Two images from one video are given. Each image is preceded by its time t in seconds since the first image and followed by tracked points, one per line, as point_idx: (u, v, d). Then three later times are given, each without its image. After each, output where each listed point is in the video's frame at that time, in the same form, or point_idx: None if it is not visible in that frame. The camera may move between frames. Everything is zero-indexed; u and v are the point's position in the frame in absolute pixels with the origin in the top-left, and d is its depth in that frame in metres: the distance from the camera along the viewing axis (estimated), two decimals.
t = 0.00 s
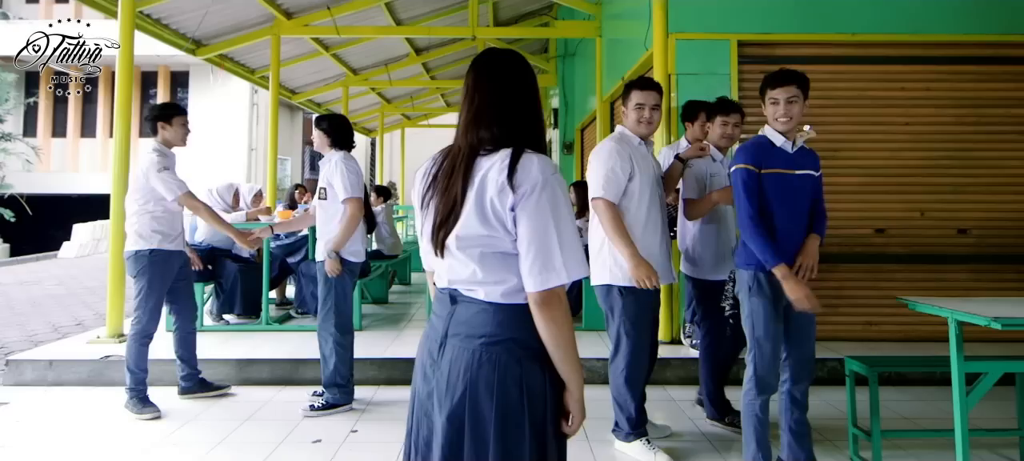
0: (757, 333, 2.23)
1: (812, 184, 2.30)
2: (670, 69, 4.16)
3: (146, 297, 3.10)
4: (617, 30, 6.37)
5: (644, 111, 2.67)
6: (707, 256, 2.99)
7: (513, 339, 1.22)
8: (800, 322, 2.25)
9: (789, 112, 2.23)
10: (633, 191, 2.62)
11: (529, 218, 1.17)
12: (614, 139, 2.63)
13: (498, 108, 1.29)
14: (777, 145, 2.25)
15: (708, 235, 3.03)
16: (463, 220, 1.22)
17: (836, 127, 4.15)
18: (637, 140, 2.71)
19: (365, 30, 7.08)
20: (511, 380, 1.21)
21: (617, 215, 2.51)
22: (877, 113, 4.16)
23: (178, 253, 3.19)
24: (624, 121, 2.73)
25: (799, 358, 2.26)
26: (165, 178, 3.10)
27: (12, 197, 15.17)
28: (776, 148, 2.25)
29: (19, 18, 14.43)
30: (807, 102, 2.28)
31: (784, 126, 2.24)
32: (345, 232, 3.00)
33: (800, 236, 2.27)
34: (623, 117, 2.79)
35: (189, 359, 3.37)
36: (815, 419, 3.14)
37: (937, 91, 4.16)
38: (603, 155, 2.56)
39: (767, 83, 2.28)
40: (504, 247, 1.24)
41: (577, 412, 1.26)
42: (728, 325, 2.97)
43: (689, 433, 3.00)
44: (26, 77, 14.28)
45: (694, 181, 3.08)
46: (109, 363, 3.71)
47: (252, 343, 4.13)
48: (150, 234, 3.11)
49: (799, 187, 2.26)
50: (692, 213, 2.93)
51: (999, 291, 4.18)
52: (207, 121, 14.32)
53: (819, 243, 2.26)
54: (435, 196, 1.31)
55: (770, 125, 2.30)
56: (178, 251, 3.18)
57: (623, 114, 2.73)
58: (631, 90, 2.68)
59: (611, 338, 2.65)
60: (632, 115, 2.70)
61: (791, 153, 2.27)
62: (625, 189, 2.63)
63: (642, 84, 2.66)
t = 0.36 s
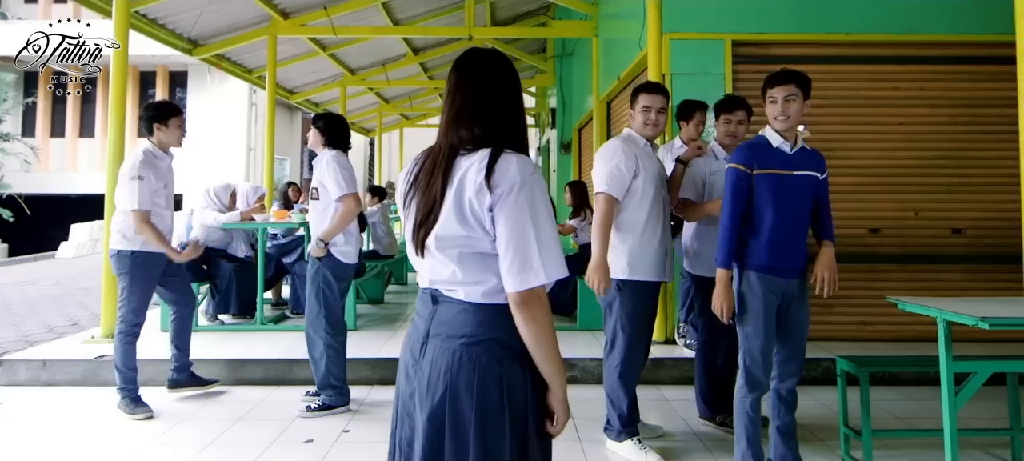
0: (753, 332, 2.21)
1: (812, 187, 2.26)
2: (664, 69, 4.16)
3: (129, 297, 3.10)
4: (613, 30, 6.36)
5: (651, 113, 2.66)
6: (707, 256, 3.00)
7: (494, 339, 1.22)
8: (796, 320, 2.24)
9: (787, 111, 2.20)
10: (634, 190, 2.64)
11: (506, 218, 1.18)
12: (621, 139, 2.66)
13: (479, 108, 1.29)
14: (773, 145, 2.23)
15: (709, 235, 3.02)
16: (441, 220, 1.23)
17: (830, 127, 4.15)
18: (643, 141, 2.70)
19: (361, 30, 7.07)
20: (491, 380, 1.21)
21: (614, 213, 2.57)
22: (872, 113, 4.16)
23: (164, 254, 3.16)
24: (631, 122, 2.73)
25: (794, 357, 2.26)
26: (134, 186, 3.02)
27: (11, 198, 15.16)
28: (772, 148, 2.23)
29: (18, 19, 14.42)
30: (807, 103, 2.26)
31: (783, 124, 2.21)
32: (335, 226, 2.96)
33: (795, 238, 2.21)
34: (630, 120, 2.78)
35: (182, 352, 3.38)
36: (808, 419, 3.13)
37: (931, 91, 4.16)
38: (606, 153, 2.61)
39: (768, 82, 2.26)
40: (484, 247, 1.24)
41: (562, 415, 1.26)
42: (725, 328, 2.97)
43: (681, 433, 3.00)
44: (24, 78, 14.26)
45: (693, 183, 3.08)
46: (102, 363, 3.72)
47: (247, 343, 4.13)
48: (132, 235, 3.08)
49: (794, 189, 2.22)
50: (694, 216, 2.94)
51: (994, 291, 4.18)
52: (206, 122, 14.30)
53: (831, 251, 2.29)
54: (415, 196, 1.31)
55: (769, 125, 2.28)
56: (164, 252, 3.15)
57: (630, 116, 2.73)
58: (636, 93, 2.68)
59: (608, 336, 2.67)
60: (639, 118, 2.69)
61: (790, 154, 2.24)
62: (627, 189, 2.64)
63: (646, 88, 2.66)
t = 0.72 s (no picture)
0: (733, 333, 2.22)
1: (799, 188, 2.25)
2: (660, 70, 4.15)
3: (138, 299, 3.09)
4: (610, 31, 6.36)
5: (655, 116, 2.66)
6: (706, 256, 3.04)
7: (479, 339, 1.22)
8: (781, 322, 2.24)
9: (774, 111, 2.20)
10: (635, 191, 2.65)
11: (487, 217, 1.17)
12: (625, 140, 2.67)
13: (465, 109, 1.29)
14: (761, 145, 2.23)
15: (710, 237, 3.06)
16: (426, 220, 1.24)
17: (826, 128, 4.15)
18: (646, 143, 2.71)
19: (359, 29, 7.06)
20: (478, 379, 1.21)
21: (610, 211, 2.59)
22: (869, 113, 4.16)
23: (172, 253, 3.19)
24: (636, 123, 2.74)
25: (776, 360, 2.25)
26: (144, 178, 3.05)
27: (10, 198, 15.16)
28: (760, 149, 2.22)
29: (18, 19, 14.43)
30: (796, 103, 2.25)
31: (771, 125, 2.22)
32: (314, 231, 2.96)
33: (779, 238, 2.21)
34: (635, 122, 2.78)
35: (165, 362, 3.37)
36: (802, 419, 3.13)
37: (928, 91, 4.16)
38: (610, 151, 2.63)
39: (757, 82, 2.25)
40: (468, 248, 1.24)
41: (561, 416, 1.24)
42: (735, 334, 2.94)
43: (675, 433, 3.00)
44: (23, 78, 14.26)
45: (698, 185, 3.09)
46: (98, 363, 3.72)
47: (242, 343, 4.13)
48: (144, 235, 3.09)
49: (779, 190, 2.22)
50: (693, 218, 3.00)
51: (990, 291, 4.18)
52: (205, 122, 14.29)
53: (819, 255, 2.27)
54: (403, 196, 1.33)
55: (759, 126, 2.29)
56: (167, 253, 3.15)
57: (635, 117, 2.73)
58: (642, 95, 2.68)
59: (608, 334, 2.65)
60: (644, 121, 2.69)
61: (779, 155, 2.22)
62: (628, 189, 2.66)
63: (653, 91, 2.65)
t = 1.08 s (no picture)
0: (695, 338, 2.25)
1: (763, 186, 2.22)
2: (656, 70, 4.15)
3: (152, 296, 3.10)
4: (608, 31, 6.36)
5: (660, 118, 2.68)
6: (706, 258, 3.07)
7: (468, 340, 1.22)
8: (753, 323, 2.21)
9: (725, 109, 2.21)
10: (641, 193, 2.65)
11: (475, 218, 1.17)
12: (627, 141, 2.67)
13: (458, 110, 1.28)
14: (716, 146, 2.23)
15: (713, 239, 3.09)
16: (416, 220, 1.24)
17: (823, 128, 4.15)
18: (650, 145, 2.72)
19: (357, 30, 7.06)
20: (464, 379, 1.21)
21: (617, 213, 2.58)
22: (866, 113, 4.16)
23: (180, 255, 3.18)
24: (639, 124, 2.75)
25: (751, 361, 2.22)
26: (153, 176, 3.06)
27: (9, 199, 15.15)
28: (715, 150, 2.23)
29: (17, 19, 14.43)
30: (750, 100, 2.25)
31: (724, 123, 2.22)
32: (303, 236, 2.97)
33: (747, 238, 2.20)
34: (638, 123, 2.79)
35: (165, 361, 3.38)
36: (797, 419, 3.14)
37: (925, 91, 4.16)
38: (613, 154, 2.63)
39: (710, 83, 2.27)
40: (457, 248, 1.24)
41: (547, 419, 1.24)
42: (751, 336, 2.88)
43: (671, 433, 3.00)
44: (23, 78, 14.25)
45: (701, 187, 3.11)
46: (94, 363, 3.71)
47: (238, 343, 4.13)
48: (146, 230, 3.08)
49: (741, 189, 2.20)
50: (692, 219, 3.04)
51: (986, 291, 4.19)
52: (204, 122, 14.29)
53: (790, 256, 2.21)
54: (394, 196, 1.33)
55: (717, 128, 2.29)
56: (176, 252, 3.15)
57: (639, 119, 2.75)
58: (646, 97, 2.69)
59: (627, 338, 2.63)
60: (648, 122, 2.71)
61: (737, 154, 2.22)
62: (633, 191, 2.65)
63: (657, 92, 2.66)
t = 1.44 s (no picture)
0: (686, 341, 2.24)
1: (748, 182, 2.21)
2: (654, 69, 4.15)
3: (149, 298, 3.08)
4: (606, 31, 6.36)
5: (663, 116, 2.71)
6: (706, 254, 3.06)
7: (462, 340, 1.22)
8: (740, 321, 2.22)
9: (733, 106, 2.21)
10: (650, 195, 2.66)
11: (468, 218, 1.17)
12: (632, 142, 2.69)
13: (452, 111, 1.28)
14: (700, 145, 2.23)
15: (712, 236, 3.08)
16: (409, 220, 1.24)
17: (821, 128, 4.15)
18: (655, 144, 2.74)
19: (357, 30, 7.04)
20: (457, 380, 1.21)
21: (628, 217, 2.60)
22: (864, 113, 4.16)
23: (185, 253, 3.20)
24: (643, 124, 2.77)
25: (739, 359, 2.23)
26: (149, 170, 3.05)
27: (9, 199, 15.15)
28: (700, 148, 2.22)
29: (17, 20, 14.44)
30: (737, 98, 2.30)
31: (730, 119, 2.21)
32: (305, 235, 2.96)
33: (736, 239, 2.21)
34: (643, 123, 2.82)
35: (164, 362, 3.37)
36: (794, 419, 3.13)
37: (923, 90, 4.16)
38: (619, 156, 2.64)
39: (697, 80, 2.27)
40: (450, 248, 1.24)
41: (542, 419, 1.23)
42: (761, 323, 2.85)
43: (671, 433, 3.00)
44: (22, 79, 14.23)
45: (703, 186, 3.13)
46: (92, 364, 3.71)
47: (236, 343, 4.13)
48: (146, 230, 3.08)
49: (727, 188, 2.19)
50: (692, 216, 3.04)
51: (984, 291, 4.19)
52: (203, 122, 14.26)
53: (762, 249, 2.20)
54: (388, 196, 1.33)
55: (701, 126, 2.28)
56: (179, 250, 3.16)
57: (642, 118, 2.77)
58: (648, 96, 2.71)
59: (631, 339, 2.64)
60: (651, 121, 2.74)
61: (722, 151, 2.21)
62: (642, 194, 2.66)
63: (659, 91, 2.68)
